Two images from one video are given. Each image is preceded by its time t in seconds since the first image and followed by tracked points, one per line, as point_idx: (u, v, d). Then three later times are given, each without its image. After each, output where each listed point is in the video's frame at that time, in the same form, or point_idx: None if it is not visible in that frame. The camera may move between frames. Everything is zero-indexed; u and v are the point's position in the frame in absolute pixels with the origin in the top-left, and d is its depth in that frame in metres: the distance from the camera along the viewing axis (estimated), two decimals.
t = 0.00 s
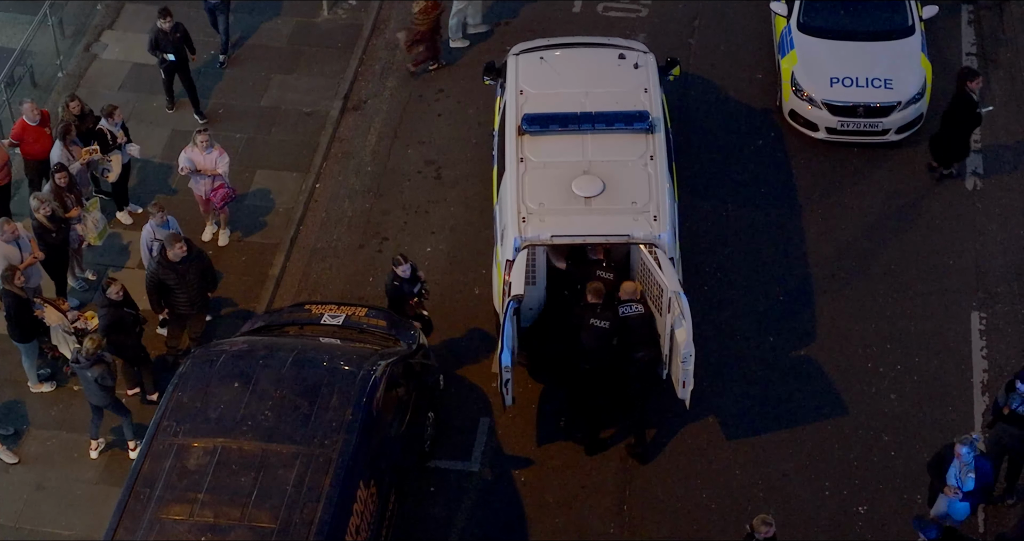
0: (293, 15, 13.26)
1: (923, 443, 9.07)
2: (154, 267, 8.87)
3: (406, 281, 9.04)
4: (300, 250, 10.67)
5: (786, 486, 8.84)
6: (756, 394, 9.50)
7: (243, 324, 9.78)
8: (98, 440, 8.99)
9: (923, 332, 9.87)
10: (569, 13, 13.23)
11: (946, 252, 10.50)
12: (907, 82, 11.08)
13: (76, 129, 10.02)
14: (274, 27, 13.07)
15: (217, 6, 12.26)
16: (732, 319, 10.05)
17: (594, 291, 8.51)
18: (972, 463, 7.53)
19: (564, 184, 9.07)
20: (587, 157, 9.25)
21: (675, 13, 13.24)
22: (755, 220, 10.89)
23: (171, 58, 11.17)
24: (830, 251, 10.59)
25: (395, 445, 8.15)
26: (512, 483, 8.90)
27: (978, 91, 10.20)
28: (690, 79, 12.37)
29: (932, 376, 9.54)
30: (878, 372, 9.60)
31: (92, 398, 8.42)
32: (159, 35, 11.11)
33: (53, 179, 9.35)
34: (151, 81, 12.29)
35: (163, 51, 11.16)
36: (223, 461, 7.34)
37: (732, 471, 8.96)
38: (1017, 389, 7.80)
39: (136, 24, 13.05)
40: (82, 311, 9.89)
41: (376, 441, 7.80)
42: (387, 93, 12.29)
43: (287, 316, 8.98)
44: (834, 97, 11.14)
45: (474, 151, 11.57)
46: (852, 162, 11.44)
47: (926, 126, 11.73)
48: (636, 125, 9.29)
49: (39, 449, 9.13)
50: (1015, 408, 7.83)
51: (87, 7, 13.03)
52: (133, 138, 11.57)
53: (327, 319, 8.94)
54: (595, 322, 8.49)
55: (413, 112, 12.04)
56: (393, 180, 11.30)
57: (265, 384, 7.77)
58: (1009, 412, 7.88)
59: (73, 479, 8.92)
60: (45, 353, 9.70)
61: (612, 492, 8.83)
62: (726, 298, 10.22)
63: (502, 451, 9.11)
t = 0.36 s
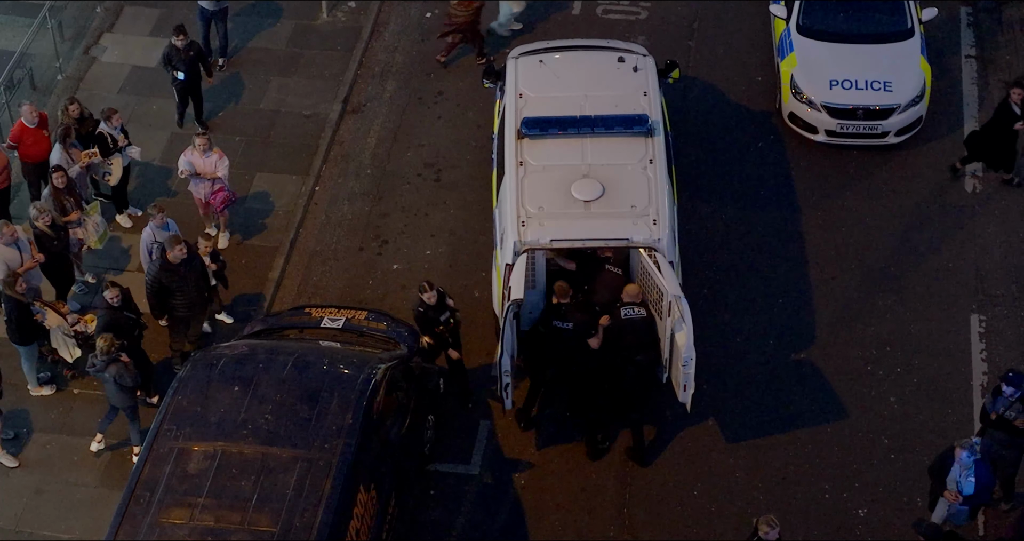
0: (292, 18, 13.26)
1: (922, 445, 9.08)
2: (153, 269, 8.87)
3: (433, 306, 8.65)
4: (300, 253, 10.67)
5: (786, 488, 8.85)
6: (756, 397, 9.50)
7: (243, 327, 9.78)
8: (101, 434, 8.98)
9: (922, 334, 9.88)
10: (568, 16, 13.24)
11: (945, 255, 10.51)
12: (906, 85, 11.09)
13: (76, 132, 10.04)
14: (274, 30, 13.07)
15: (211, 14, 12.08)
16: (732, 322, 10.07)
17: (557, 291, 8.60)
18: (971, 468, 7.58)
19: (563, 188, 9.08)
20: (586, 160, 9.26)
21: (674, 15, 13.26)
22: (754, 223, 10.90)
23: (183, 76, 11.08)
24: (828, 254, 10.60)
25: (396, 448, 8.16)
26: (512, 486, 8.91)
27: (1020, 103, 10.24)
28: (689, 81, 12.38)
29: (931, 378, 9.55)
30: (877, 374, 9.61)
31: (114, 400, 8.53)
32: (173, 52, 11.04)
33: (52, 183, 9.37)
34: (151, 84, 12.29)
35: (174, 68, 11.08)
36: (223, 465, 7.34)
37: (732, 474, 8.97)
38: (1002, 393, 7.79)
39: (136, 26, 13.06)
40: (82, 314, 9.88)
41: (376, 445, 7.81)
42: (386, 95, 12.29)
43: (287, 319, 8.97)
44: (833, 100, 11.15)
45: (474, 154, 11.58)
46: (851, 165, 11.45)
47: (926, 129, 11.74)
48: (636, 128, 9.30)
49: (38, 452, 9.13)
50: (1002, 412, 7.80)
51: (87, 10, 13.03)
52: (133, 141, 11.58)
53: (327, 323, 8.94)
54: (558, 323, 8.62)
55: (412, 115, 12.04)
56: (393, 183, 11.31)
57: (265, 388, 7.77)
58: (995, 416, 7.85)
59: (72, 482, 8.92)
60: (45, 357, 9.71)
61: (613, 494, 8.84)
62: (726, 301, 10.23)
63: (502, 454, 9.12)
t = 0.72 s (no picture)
0: (293, 20, 13.25)
1: (924, 448, 9.09)
2: (147, 272, 8.88)
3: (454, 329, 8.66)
4: (302, 255, 10.67)
5: (789, 490, 8.86)
6: (758, 399, 9.51)
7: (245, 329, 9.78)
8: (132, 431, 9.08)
9: (923, 336, 9.90)
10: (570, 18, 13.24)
11: (947, 257, 10.53)
12: (907, 87, 11.11)
13: (77, 135, 10.04)
14: (275, 33, 13.06)
15: (212, 23, 11.95)
16: (734, 324, 10.07)
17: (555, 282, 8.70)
18: (975, 470, 7.60)
19: (566, 190, 9.10)
20: (589, 162, 9.28)
21: (676, 17, 13.26)
22: (756, 225, 10.91)
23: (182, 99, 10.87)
24: (830, 256, 10.61)
25: (399, 451, 8.17)
26: (515, 489, 8.91)
27: None
28: (690, 84, 12.38)
29: (933, 380, 9.56)
30: (879, 376, 9.62)
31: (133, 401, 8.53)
32: (174, 74, 10.81)
33: (54, 185, 9.37)
34: (152, 86, 12.29)
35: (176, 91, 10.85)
36: (226, 468, 7.34)
37: (734, 476, 8.98)
38: (997, 399, 7.79)
39: (137, 29, 13.06)
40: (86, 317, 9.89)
41: (379, 447, 7.81)
42: (388, 97, 12.29)
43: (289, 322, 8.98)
44: (835, 102, 11.16)
45: (475, 157, 11.58)
46: (853, 167, 11.46)
47: (927, 131, 11.75)
48: (639, 130, 9.32)
49: (41, 456, 9.12)
50: (996, 418, 7.78)
51: (88, 13, 13.02)
52: (134, 143, 11.58)
53: (329, 325, 8.94)
54: (554, 315, 8.65)
55: (413, 118, 12.04)
56: (395, 185, 11.31)
57: (267, 391, 7.78)
58: (988, 422, 7.84)
59: (75, 485, 8.92)
60: (47, 359, 9.71)
61: (615, 496, 8.85)
62: (727, 303, 10.24)
63: (505, 457, 9.13)
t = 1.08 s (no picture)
0: (295, 23, 13.27)
1: (927, 450, 9.11)
2: (144, 277, 8.90)
3: (465, 365, 8.47)
4: (304, 258, 10.69)
5: (791, 494, 8.87)
6: (760, 401, 9.53)
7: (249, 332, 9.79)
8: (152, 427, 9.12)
9: (925, 339, 9.91)
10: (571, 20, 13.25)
11: (949, 259, 10.54)
12: (909, 89, 11.12)
13: (79, 138, 10.05)
14: (277, 35, 13.08)
15: (212, 35, 11.88)
16: (737, 326, 10.09)
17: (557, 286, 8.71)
18: (977, 475, 7.64)
19: (567, 193, 9.12)
20: (591, 165, 9.30)
21: (678, 20, 13.28)
22: (758, 227, 10.93)
23: (181, 118, 10.65)
24: (832, 258, 10.62)
25: (402, 454, 8.18)
26: (518, 492, 8.92)
27: None
28: (692, 86, 12.40)
29: (935, 383, 9.58)
30: (881, 379, 9.63)
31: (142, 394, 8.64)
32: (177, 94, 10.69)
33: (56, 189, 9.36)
34: (154, 89, 12.31)
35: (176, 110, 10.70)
36: (230, 472, 7.36)
37: (737, 479, 8.99)
38: (999, 407, 7.79)
39: (139, 31, 13.08)
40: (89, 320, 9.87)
41: (382, 450, 7.82)
42: (390, 100, 12.30)
43: (291, 325, 8.98)
44: (837, 105, 11.17)
45: (478, 159, 11.60)
46: (854, 169, 11.48)
47: (929, 133, 11.77)
48: (640, 133, 9.33)
49: (45, 458, 9.14)
50: (995, 426, 7.80)
51: (90, 15, 13.03)
52: (137, 146, 11.59)
53: (332, 328, 8.95)
54: (551, 318, 8.64)
55: (416, 120, 12.06)
56: (398, 188, 11.32)
57: (271, 394, 7.79)
58: (987, 427, 7.86)
59: (78, 487, 8.94)
60: (50, 362, 9.72)
61: (618, 499, 8.86)
62: (730, 305, 10.26)
63: (507, 460, 9.14)
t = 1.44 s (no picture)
0: (297, 26, 13.27)
1: (929, 453, 9.11)
2: (144, 280, 8.89)
3: (479, 400, 8.09)
4: (306, 260, 10.69)
5: (793, 496, 8.88)
6: (762, 404, 9.53)
7: (251, 335, 9.81)
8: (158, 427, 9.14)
9: (926, 342, 9.92)
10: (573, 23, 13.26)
11: (949, 262, 10.55)
12: (910, 92, 11.12)
13: (81, 140, 10.07)
14: (279, 38, 13.09)
15: (213, 42, 11.70)
16: (738, 329, 10.09)
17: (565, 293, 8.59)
18: (977, 478, 7.64)
19: (569, 196, 9.12)
20: (593, 168, 9.30)
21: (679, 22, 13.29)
22: (759, 230, 10.93)
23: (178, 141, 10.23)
24: (833, 261, 10.63)
25: (403, 457, 8.19)
26: (519, 495, 8.93)
27: None
28: (693, 89, 12.42)
29: (936, 386, 9.58)
30: (882, 381, 9.64)
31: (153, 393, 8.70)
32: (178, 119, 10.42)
33: (57, 192, 9.33)
34: (156, 91, 12.32)
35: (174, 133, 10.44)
36: (232, 475, 7.36)
37: (738, 482, 8.99)
38: (999, 413, 7.79)
39: (141, 33, 13.09)
40: (91, 323, 9.88)
41: (384, 453, 7.83)
42: (391, 102, 12.31)
43: (293, 328, 8.99)
44: (838, 107, 11.18)
45: (479, 162, 11.61)
46: (855, 172, 11.48)
47: (930, 135, 11.77)
48: (642, 136, 9.34)
49: (47, 461, 9.15)
50: (994, 432, 7.81)
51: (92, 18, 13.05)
52: (139, 149, 11.60)
53: (334, 331, 8.96)
54: (552, 322, 8.64)
55: (417, 123, 12.06)
56: (399, 190, 11.33)
57: (273, 398, 7.80)
58: (986, 433, 7.87)
59: (81, 490, 8.94)
60: (53, 365, 9.73)
61: (619, 502, 8.87)
62: (731, 308, 10.26)
63: (508, 462, 9.15)
